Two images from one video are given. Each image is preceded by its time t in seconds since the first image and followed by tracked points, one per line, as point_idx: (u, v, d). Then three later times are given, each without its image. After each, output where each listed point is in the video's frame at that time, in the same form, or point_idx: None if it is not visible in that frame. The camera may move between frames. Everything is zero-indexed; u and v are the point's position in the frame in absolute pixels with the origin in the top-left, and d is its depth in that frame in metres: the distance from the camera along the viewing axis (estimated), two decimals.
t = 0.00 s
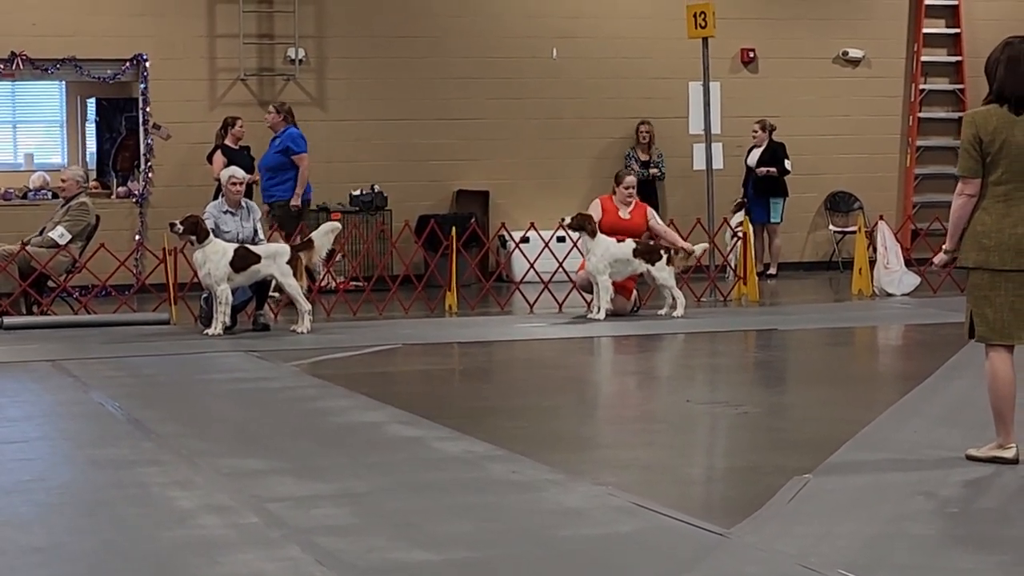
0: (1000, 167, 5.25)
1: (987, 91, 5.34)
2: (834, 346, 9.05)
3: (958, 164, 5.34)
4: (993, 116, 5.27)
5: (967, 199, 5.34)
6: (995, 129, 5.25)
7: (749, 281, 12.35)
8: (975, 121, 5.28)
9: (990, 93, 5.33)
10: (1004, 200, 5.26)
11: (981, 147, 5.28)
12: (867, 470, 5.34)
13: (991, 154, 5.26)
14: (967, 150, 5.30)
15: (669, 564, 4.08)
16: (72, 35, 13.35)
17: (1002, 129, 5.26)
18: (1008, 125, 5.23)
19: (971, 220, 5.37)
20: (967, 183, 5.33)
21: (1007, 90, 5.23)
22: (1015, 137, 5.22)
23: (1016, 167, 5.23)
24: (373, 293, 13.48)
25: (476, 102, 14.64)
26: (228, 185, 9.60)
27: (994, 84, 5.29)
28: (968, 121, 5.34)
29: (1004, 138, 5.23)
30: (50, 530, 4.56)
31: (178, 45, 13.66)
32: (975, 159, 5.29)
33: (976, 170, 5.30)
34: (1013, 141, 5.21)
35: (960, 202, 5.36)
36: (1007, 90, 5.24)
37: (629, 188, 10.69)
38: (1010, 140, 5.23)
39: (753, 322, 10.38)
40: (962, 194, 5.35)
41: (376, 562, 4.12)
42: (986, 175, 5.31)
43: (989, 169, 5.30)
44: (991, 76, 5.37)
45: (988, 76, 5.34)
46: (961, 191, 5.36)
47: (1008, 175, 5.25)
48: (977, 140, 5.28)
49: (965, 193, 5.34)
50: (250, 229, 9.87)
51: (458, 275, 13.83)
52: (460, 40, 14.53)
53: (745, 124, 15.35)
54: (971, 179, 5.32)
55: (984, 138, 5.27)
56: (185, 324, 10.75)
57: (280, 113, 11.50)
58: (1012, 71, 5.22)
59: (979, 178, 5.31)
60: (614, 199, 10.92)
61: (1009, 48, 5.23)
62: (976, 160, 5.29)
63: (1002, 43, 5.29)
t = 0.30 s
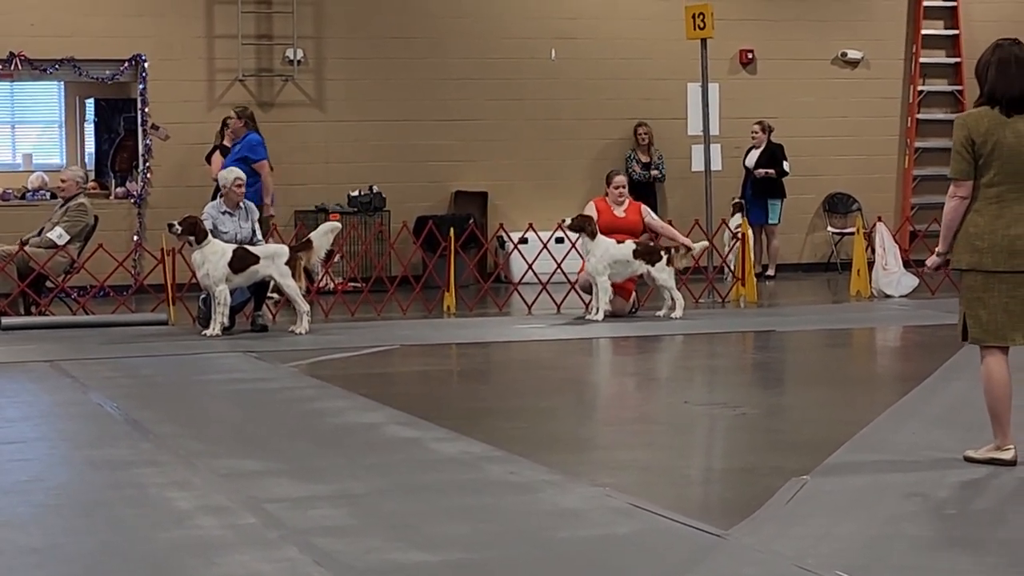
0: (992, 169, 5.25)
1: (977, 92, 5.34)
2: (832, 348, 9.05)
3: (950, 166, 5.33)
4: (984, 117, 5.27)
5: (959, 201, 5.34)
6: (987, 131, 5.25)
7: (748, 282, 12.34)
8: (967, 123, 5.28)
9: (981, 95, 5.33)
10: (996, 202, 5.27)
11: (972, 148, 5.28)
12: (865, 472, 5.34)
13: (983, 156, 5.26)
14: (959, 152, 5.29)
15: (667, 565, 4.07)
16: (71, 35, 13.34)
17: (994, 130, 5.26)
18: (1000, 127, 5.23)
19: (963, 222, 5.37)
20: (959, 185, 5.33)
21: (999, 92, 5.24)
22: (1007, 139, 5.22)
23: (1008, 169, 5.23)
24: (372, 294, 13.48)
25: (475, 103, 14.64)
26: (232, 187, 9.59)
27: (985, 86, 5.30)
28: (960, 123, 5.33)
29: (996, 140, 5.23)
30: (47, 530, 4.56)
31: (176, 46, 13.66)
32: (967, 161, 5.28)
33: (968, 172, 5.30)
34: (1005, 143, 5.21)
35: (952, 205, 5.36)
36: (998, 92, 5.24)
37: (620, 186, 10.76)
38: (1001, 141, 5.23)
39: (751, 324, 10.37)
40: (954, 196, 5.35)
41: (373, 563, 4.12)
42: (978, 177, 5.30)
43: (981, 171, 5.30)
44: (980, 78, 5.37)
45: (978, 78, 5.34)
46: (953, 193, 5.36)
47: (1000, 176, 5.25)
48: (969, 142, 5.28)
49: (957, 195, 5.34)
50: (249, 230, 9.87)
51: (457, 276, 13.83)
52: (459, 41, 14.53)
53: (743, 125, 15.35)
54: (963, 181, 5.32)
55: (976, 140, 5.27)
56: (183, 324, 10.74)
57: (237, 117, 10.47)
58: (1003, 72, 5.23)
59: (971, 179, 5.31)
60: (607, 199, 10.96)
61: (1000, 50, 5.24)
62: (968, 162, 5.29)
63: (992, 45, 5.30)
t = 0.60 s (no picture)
0: (978, 171, 5.26)
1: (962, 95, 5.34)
2: (831, 348, 9.06)
3: (934, 168, 5.33)
4: (969, 120, 5.28)
5: (945, 203, 5.34)
6: (972, 133, 5.25)
7: (746, 283, 12.34)
8: (951, 125, 5.29)
9: (965, 97, 5.34)
10: (982, 204, 5.27)
11: (958, 151, 5.29)
12: (864, 472, 5.34)
13: (968, 158, 5.27)
14: (943, 155, 5.30)
15: (665, 565, 4.08)
16: (70, 35, 13.35)
17: (979, 133, 5.26)
18: (985, 129, 5.24)
19: (949, 224, 5.37)
20: (944, 187, 5.32)
21: (984, 94, 5.23)
22: (992, 141, 5.22)
23: (993, 171, 5.24)
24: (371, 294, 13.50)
25: (474, 103, 14.64)
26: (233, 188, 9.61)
27: (970, 89, 5.29)
28: (944, 126, 5.34)
29: (981, 142, 5.24)
30: (45, 530, 4.56)
31: (176, 45, 13.66)
32: (952, 163, 5.29)
33: (953, 174, 5.30)
34: (990, 145, 5.22)
35: (937, 206, 5.35)
36: (983, 95, 5.24)
37: (617, 187, 10.75)
38: (987, 143, 5.24)
39: (750, 324, 10.37)
40: (939, 198, 5.34)
41: (372, 563, 4.12)
42: (964, 179, 5.31)
43: (966, 173, 5.30)
44: (965, 81, 5.37)
45: (963, 80, 5.34)
46: (938, 195, 5.36)
47: (985, 178, 5.26)
48: (954, 144, 5.29)
49: (942, 197, 5.33)
50: (247, 229, 9.87)
51: (456, 276, 13.84)
52: (458, 42, 14.54)
53: (743, 125, 15.35)
54: (949, 183, 5.32)
55: (961, 143, 5.28)
56: (182, 324, 10.74)
57: (192, 115, 10.03)
58: (988, 75, 5.23)
59: (956, 181, 5.31)
60: (605, 201, 10.95)
61: (985, 53, 5.23)
62: (953, 164, 5.30)
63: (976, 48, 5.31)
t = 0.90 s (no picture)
0: (957, 173, 5.29)
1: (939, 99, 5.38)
2: (830, 348, 9.06)
3: (914, 172, 5.33)
4: (946, 123, 5.31)
5: (926, 205, 5.34)
6: (951, 136, 5.29)
7: (746, 282, 12.34)
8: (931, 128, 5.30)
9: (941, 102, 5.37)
10: (962, 205, 5.30)
11: (936, 153, 5.31)
12: (864, 472, 5.34)
13: (947, 160, 5.30)
14: (924, 157, 5.30)
15: (665, 565, 4.08)
16: (70, 35, 13.34)
17: (957, 135, 5.30)
18: (963, 132, 5.28)
19: (930, 226, 5.37)
20: (925, 189, 5.33)
21: (961, 98, 5.27)
22: (971, 143, 5.27)
23: (972, 173, 5.28)
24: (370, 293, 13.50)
25: (474, 103, 14.64)
26: (228, 188, 9.62)
27: (946, 93, 5.33)
28: (922, 129, 5.36)
29: (961, 144, 5.27)
30: (45, 530, 4.56)
31: (175, 45, 13.65)
32: (932, 166, 5.30)
33: (934, 176, 5.31)
34: (970, 147, 5.26)
35: (919, 209, 5.35)
36: (960, 99, 5.28)
37: (618, 187, 10.76)
38: (966, 145, 5.28)
39: (749, 324, 10.37)
40: (921, 201, 5.34)
41: (371, 563, 4.12)
42: (943, 181, 5.33)
43: (945, 175, 5.32)
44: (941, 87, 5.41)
45: (940, 85, 5.38)
46: (919, 197, 5.36)
47: (965, 180, 5.29)
48: (934, 146, 5.30)
49: (924, 199, 5.33)
50: (247, 229, 9.87)
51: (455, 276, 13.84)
52: (458, 42, 14.54)
53: (742, 125, 15.35)
54: (928, 186, 5.33)
55: (940, 145, 5.30)
56: (182, 324, 10.74)
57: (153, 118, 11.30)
58: (965, 80, 5.27)
59: (936, 184, 5.32)
60: (607, 200, 10.96)
61: (961, 58, 5.27)
62: (933, 166, 5.31)
63: (951, 53, 5.34)
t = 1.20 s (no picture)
0: (928, 172, 5.29)
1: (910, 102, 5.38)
2: (830, 348, 9.06)
3: (886, 170, 5.32)
4: (917, 125, 5.31)
5: (898, 203, 5.33)
6: (923, 136, 5.29)
7: (745, 282, 12.34)
8: (904, 128, 5.30)
9: (913, 105, 5.39)
10: (933, 205, 5.30)
11: (908, 152, 5.30)
12: (862, 472, 5.33)
13: (919, 159, 5.29)
14: (896, 155, 5.30)
15: (664, 565, 4.08)
16: (70, 34, 13.34)
17: (928, 136, 5.31)
18: (935, 133, 5.30)
19: (900, 225, 5.35)
20: (896, 187, 5.32)
21: (934, 103, 5.29)
22: (942, 144, 5.28)
23: (943, 174, 5.29)
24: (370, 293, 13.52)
25: (473, 102, 14.64)
26: (225, 185, 9.62)
27: (918, 97, 5.34)
28: (894, 128, 5.35)
29: (933, 144, 5.28)
30: (44, 529, 4.55)
31: (175, 44, 13.65)
32: (904, 164, 5.30)
33: (905, 175, 5.31)
34: (942, 147, 5.27)
35: (890, 207, 5.34)
36: (932, 102, 5.30)
37: (618, 187, 10.77)
38: (937, 146, 5.29)
39: (749, 324, 10.37)
40: (892, 198, 5.33)
41: (370, 562, 4.12)
42: (913, 180, 5.32)
43: (916, 174, 5.32)
44: (912, 92, 5.43)
45: (911, 90, 5.39)
46: (890, 195, 5.35)
47: (936, 179, 5.29)
48: (906, 145, 5.29)
49: (896, 197, 5.32)
50: (246, 229, 9.87)
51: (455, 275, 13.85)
52: (457, 41, 14.54)
53: (742, 125, 15.35)
54: (899, 184, 5.32)
55: (912, 144, 5.29)
56: (182, 323, 10.73)
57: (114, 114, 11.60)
58: (938, 87, 5.29)
59: (907, 182, 5.31)
60: (608, 200, 10.96)
61: (934, 65, 5.30)
62: (904, 165, 5.30)
63: (924, 59, 5.37)
